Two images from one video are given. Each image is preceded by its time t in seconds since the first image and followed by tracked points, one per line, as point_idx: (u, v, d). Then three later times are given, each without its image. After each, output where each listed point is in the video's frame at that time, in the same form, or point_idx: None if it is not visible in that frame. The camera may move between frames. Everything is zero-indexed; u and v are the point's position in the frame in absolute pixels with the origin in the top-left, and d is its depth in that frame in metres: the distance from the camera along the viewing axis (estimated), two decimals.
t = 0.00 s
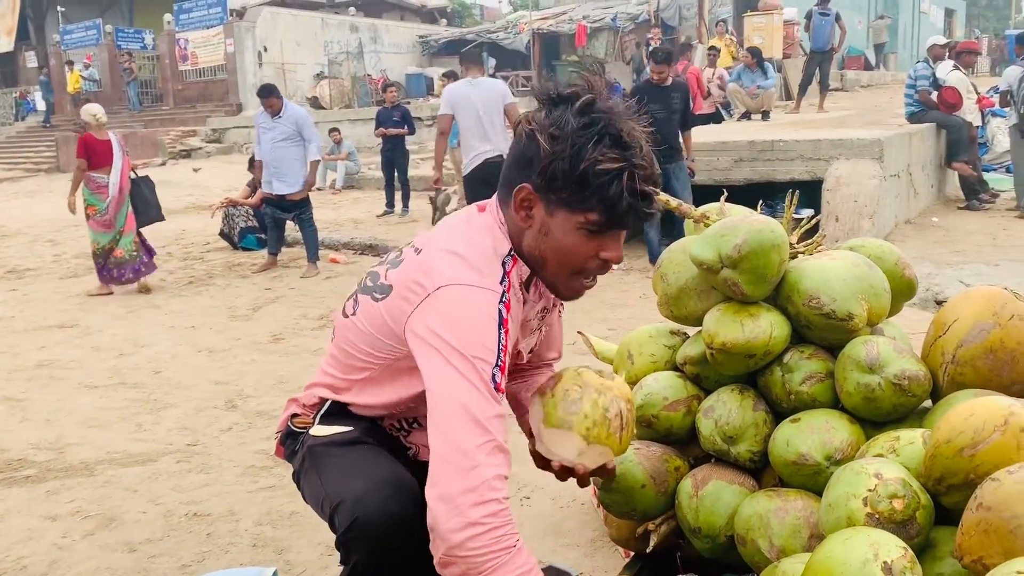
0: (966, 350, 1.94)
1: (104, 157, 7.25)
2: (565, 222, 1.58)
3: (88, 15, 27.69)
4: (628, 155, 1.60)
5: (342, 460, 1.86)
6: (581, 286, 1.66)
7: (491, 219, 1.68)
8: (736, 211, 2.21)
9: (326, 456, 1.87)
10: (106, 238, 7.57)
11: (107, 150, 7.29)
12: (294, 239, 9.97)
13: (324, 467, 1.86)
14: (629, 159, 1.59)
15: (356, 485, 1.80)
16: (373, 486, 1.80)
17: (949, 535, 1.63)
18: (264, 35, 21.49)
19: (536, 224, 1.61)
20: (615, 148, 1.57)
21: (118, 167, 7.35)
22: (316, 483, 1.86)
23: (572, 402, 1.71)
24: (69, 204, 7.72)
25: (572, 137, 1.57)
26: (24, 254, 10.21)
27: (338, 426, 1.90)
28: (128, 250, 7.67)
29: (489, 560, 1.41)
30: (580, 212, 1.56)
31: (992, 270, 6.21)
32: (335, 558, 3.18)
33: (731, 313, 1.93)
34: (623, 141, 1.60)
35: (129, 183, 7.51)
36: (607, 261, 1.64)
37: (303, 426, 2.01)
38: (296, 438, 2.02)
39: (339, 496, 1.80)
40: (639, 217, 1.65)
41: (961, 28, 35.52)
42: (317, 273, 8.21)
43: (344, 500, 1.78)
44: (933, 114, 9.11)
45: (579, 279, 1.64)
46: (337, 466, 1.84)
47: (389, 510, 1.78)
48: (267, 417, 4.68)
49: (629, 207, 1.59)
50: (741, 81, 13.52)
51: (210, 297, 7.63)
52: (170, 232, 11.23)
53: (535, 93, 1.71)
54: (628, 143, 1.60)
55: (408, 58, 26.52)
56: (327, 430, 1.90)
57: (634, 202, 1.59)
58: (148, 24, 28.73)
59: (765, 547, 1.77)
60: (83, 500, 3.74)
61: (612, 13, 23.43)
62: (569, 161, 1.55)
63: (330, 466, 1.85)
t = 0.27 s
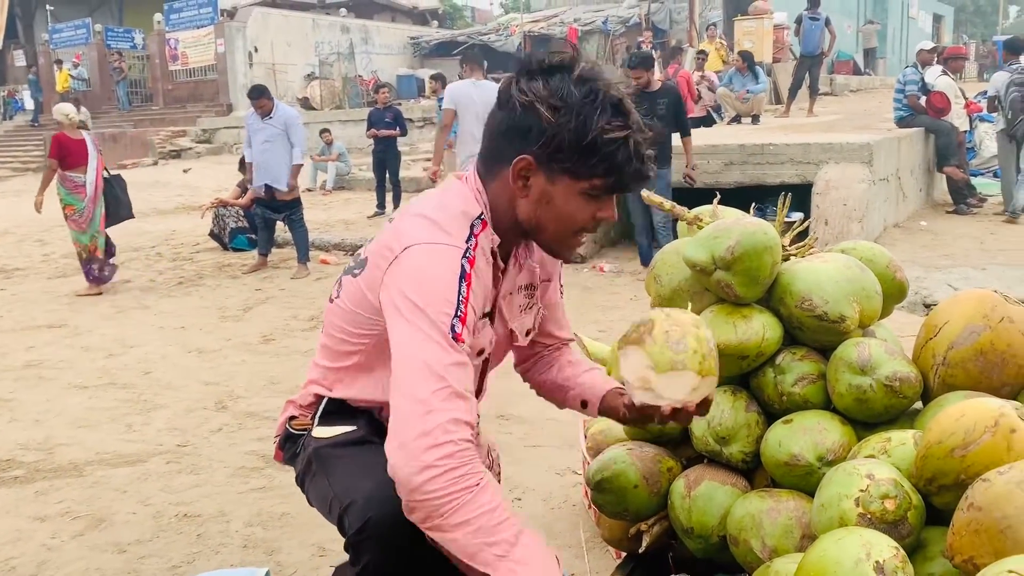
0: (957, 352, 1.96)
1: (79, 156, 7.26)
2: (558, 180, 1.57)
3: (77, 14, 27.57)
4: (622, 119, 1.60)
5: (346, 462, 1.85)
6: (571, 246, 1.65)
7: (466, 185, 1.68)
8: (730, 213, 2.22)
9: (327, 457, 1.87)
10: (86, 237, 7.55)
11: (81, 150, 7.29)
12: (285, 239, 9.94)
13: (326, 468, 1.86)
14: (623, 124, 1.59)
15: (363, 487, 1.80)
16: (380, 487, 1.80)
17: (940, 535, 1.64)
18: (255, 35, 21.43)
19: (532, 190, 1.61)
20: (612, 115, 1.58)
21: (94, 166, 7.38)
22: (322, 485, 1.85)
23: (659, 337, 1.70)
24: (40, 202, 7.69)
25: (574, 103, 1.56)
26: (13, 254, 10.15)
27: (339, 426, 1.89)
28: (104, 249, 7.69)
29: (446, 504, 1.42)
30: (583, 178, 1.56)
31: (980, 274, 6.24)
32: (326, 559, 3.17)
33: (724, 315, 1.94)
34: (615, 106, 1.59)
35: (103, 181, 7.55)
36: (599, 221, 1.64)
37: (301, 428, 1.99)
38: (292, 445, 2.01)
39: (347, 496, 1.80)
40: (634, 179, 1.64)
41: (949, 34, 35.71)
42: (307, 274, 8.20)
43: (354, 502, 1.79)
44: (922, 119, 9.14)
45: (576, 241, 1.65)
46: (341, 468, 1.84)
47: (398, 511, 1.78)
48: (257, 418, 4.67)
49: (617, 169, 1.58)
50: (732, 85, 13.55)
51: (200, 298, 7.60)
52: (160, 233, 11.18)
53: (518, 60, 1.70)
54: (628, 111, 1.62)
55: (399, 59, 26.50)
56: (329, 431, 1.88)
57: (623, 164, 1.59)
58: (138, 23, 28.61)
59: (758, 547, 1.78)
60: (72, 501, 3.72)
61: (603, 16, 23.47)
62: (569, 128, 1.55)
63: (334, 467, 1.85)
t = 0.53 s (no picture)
0: (943, 352, 1.97)
1: (55, 157, 7.20)
2: (493, 101, 1.59)
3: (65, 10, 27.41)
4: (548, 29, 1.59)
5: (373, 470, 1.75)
6: (516, 166, 1.63)
7: (417, 127, 1.75)
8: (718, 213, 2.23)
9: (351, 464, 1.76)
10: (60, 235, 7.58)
11: (56, 150, 7.23)
12: (274, 238, 9.91)
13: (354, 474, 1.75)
14: (548, 33, 1.58)
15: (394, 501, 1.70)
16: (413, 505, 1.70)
17: (925, 534, 1.65)
18: (245, 33, 21.36)
19: (469, 112, 1.63)
20: (538, 24, 1.58)
21: (69, 165, 7.36)
22: (346, 493, 1.75)
23: (619, 272, 1.82)
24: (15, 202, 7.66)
25: (498, 19, 1.57)
26: None
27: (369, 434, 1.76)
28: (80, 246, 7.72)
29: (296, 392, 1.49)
30: (517, 90, 1.56)
31: (966, 275, 6.29)
32: (314, 558, 3.17)
33: (711, 314, 1.95)
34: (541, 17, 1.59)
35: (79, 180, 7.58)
36: (543, 137, 1.61)
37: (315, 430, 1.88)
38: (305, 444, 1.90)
39: (375, 510, 1.70)
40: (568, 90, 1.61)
41: (937, 37, 35.92)
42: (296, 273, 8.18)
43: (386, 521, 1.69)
44: (910, 121, 9.19)
45: (521, 159, 1.63)
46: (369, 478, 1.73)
47: (435, 536, 1.69)
48: (245, 416, 4.66)
49: (540, 78, 1.56)
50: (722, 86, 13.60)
51: (188, 296, 7.57)
52: (147, 231, 11.13)
53: None
54: (557, 20, 1.61)
55: (389, 58, 26.45)
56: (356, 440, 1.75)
57: (547, 71, 1.57)
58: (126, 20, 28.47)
59: (745, 546, 1.78)
60: (58, 500, 3.70)
61: (593, 16, 23.50)
62: (496, 42, 1.56)
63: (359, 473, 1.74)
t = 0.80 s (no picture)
0: (932, 348, 1.98)
1: (28, 150, 7.28)
2: (420, 80, 1.59)
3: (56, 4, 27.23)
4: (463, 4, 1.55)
5: (386, 473, 1.65)
6: (448, 146, 1.62)
7: (385, 109, 1.77)
8: (709, 210, 2.24)
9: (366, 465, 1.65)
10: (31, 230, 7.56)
11: (32, 144, 7.31)
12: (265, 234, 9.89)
13: (368, 477, 1.64)
14: (463, 9, 1.55)
15: (405, 502, 1.59)
16: (425, 510, 1.59)
17: (914, 530, 1.66)
18: (237, 28, 21.30)
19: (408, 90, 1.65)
20: None
21: (44, 160, 7.39)
22: (356, 495, 1.64)
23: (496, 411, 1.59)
24: None
25: None
26: None
27: (378, 428, 1.71)
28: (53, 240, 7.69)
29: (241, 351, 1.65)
30: (434, 69, 1.56)
31: (957, 273, 6.32)
32: (306, 554, 3.17)
33: (703, 311, 1.95)
34: None
35: (55, 175, 7.60)
36: (469, 116, 1.58)
37: (325, 431, 1.77)
38: (316, 444, 1.79)
39: (385, 515, 1.58)
40: (486, 65, 1.55)
41: (930, 35, 36.01)
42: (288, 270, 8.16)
43: (396, 521, 1.57)
44: (902, 119, 9.21)
45: (451, 139, 1.60)
46: (385, 482, 1.63)
47: (446, 543, 1.57)
48: (238, 413, 4.65)
49: (450, 56, 1.53)
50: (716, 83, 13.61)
51: (180, 292, 7.55)
52: (139, 226, 11.09)
53: None
54: None
55: (382, 54, 26.39)
56: (364, 433, 1.69)
57: (456, 48, 1.53)
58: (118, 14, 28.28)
59: (735, 541, 1.79)
60: (48, 496, 3.69)
61: (586, 13, 23.49)
62: (418, 17, 1.57)
63: (374, 476, 1.64)
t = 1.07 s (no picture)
0: (932, 344, 1.99)
1: (18, 145, 7.33)
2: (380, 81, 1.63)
3: None
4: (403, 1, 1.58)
5: (374, 464, 1.68)
6: (413, 144, 1.64)
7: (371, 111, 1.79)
8: (710, 205, 2.24)
9: (358, 457, 1.70)
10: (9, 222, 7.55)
11: (21, 139, 7.38)
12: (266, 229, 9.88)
13: (357, 468, 1.70)
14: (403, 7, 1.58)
15: (383, 494, 1.64)
16: (409, 505, 1.62)
17: (912, 525, 1.66)
18: (238, 23, 21.29)
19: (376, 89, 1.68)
20: None
21: (32, 155, 7.44)
22: (352, 485, 1.70)
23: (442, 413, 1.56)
24: None
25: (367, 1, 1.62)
26: None
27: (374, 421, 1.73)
28: (36, 238, 7.73)
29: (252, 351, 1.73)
30: (385, 66, 1.59)
31: (958, 269, 6.31)
32: (305, 548, 3.17)
33: (703, 306, 1.95)
34: None
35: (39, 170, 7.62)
36: (427, 110, 1.60)
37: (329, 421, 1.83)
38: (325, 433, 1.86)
39: (370, 504, 1.64)
40: (431, 58, 1.57)
41: (931, 30, 35.93)
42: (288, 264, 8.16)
43: (378, 510, 1.62)
44: (903, 115, 9.19)
45: (413, 135, 1.63)
46: (373, 475, 1.67)
47: (422, 533, 1.59)
48: (238, 407, 4.65)
49: (395, 56, 1.57)
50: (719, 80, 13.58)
51: (180, 287, 7.55)
52: (139, 221, 11.08)
53: None
54: None
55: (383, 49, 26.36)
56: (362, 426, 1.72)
57: (399, 47, 1.57)
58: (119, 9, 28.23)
59: (734, 536, 1.79)
60: (49, 490, 3.70)
61: (587, 8, 23.49)
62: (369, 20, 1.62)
63: (365, 466, 1.69)
